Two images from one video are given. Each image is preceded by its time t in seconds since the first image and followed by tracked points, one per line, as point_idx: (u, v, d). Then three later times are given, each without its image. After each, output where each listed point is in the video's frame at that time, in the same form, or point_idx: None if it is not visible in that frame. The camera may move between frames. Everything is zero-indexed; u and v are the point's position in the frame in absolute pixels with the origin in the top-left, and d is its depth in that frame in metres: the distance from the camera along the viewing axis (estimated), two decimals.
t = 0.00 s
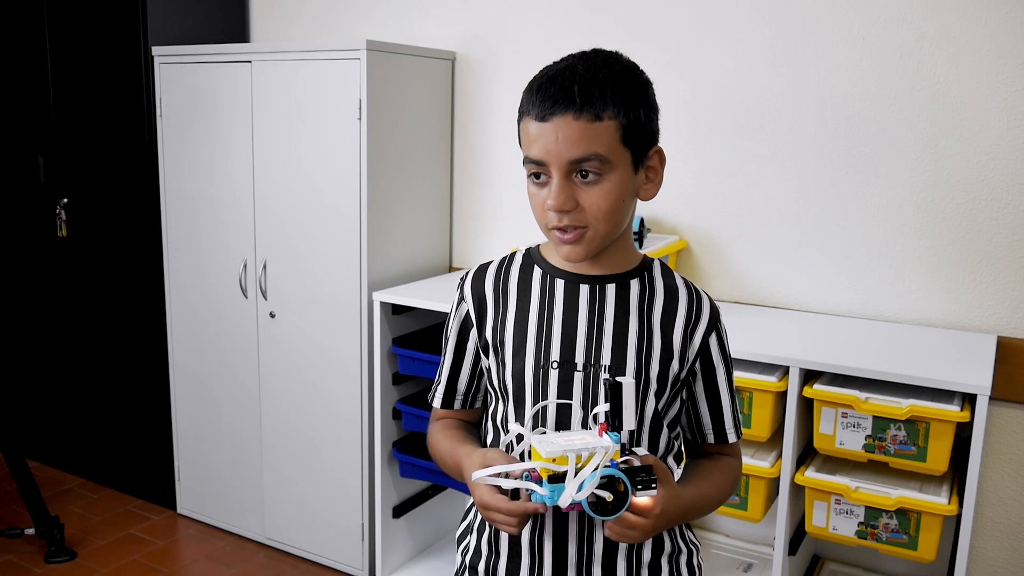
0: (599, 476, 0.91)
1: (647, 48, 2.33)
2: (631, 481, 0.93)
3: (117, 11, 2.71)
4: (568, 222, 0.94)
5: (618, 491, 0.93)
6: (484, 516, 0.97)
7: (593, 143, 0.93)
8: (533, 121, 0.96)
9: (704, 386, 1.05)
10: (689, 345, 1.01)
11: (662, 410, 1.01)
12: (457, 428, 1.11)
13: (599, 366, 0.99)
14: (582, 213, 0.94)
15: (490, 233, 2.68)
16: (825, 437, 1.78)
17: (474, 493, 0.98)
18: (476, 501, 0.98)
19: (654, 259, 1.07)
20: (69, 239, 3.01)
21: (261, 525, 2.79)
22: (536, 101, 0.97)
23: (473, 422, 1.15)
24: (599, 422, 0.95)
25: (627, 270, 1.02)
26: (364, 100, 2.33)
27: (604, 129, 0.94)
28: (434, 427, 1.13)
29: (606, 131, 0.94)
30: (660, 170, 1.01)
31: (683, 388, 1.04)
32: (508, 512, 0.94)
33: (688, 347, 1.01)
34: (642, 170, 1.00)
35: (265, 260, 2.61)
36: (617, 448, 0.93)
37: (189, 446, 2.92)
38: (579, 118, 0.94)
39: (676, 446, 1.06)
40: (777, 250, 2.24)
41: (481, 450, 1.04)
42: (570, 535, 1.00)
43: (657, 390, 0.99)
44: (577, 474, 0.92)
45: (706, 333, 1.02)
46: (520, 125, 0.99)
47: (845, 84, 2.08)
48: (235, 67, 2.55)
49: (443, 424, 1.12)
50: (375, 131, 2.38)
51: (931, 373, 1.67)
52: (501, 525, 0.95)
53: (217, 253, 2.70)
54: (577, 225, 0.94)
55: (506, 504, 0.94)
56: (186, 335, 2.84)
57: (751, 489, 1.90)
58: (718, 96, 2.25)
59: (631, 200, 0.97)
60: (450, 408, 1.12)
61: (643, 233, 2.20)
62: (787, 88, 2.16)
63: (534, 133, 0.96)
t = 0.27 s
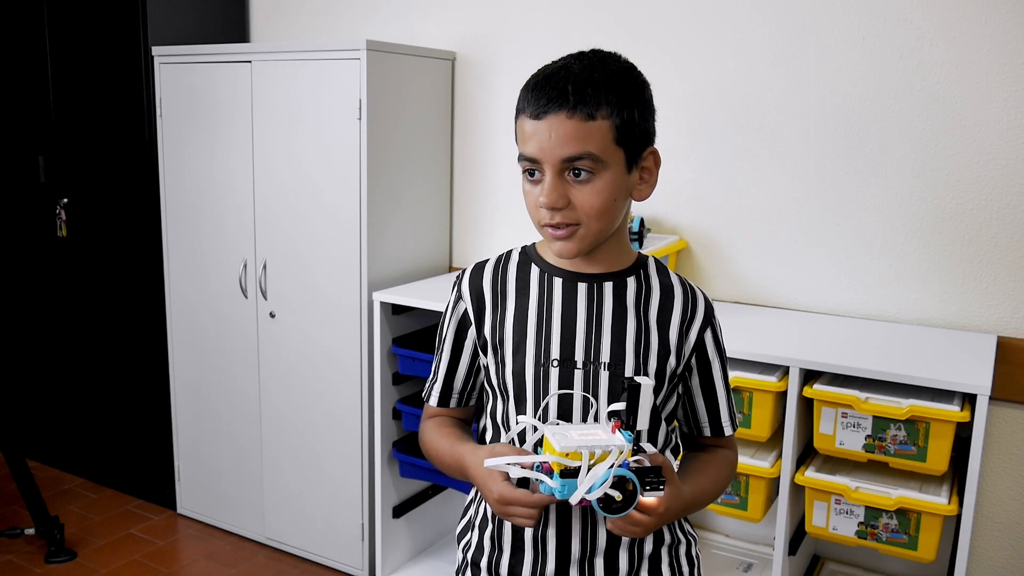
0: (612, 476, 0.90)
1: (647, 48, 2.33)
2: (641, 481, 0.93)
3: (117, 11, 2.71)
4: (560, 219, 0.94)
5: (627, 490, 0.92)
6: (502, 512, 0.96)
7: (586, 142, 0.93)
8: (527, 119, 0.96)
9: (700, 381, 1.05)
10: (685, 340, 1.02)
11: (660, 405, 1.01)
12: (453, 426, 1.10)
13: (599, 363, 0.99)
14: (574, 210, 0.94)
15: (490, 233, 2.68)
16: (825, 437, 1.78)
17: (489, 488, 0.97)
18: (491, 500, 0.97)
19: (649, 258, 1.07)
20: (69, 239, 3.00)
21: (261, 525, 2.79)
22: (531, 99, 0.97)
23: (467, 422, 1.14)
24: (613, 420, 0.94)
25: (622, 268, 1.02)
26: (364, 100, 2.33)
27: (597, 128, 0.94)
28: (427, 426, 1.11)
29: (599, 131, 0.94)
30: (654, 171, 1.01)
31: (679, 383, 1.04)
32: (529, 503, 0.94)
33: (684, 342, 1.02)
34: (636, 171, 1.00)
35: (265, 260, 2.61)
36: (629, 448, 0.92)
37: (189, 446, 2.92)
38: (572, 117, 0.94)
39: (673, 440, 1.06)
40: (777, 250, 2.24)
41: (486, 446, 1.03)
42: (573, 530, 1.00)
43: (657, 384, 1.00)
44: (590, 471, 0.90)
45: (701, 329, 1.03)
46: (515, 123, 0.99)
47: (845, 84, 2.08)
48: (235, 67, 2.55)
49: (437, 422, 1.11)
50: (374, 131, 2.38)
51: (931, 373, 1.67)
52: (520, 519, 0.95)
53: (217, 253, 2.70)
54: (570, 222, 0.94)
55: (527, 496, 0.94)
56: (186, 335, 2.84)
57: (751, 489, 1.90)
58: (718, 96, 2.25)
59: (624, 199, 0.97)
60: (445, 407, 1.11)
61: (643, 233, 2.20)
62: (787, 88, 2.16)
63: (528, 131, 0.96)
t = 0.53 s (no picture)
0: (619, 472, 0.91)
1: (647, 48, 2.33)
2: (647, 478, 0.93)
3: (116, 11, 2.71)
4: (558, 234, 0.94)
5: (633, 487, 0.93)
6: (490, 505, 0.96)
7: (575, 159, 0.93)
8: (517, 137, 0.96)
9: (700, 381, 1.05)
10: (685, 341, 1.02)
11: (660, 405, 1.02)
12: (456, 420, 1.10)
13: (601, 362, 0.99)
14: (571, 226, 0.94)
15: (490, 233, 2.68)
16: (825, 437, 1.78)
17: (484, 479, 0.97)
18: (483, 490, 0.97)
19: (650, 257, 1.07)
20: (69, 239, 3.00)
21: (261, 525, 2.79)
22: (519, 117, 0.97)
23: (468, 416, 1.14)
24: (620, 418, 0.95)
25: (625, 268, 1.02)
26: (364, 100, 2.33)
27: (586, 144, 0.93)
28: (428, 419, 1.11)
29: (587, 146, 0.93)
30: (649, 174, 1.00)
31: (679, 382, 1.04)
32: (520, 498, 0.93)
33: (685, 342, 1.02)
34: (630, 175, 0.99)
35: (265, 260, 2.61)
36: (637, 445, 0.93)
37: (189, 446, 2.92)
38: (559, 135, 0.93)
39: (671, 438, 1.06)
40: (777, 250, 2.24)
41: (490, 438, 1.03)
42: (573, 526, 1.00)
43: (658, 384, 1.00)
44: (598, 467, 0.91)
45: (702, 330, 1.03)
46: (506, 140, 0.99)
47: (845, 84, 2.08)
48: (235, 67, 2.55)
49: (438, 415, 1.11)
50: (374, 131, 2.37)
51: (931, 373, 1.67)
52: (507, 514, 0.95)
53: (217, 252, 2.70)
54: (567, 236, 0.94)
55: (518, 491, 0.94)
56: (186, 335, 2.84)
57: (751, 489, 1.90)
58: (718, 96, 2.25)
59: (620, 207, 0.97)
60: (446, 401, 1.11)
61: (643, 233, 2.20)
62: (787, 88, 2.16)
63: (518, 150, 0.96)
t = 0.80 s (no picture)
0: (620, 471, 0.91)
1: (647, 48, 2.33)
2: (646, 479, 0.93)
3: (116, 11, 2.71)
4: (557, 243, 0.95)
5: (632, 487, 0.92)
6: (492, 501, 0.96)
7: (574, 169, 0.93)
8: (517, 144, 0.96)
9: (701, 380, 1.05)
10: (686, 341, 1.02)
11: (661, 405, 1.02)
12: (455, 413, 1.10)
13: (601, 361, 0.99)
14: (570, 235, 0.94)
15: (490, 233, 2.68)
16: (825, 438, 1.78)
17: (485, 475, 0.97)
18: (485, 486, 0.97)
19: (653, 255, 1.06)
20: (69, 239, 3.00)
21: (261, 525, 2.79)
22: (520, 124, 0.96)
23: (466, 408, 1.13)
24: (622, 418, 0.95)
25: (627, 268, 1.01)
26: (364, 100, 2.33)
27: (585, 154, 0.93)
28: (428, 411, 1.11)
29: (587, 156, 0.93)
30: (651, 181, 1.00)
31: (680, 381, 1.04)
32: (519, 496, 0.93)
33: (686, 343, 1.02)
34: (631, 184, 0.99)
35: (265, 260, 2.61)
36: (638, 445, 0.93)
37: (189, 446, 2.92)
38: (559, 146, 0.93)
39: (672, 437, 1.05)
40: (777, 250, 2.24)
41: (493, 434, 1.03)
42: (573, 522, 1.01)
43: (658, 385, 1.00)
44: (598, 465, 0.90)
45: (703, 330, 1.03)
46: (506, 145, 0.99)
47: (845, 84, 2.09)
48: (235, 67, 2.55)
49: (438, 407, 1.11)
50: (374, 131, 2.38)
51: (931, 373, 1.67)
52: (507, 510, 0.95)
53: (217, 252, 2.70)
54: (566, 245, 0.95)
55: (518, 489, 0.94)
56: (186, 335, 2.84)
57: (751, 489, 1.90)
58: (718, 96, 2.25)
59: (620, 216, 0.97)
60: (445, 394, 1.10)
61: (643, 233, 2.20)
62: (787, 88, 2.16)
63: (518, 158, 0.96)
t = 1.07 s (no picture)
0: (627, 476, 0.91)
1: (647, 48, 2.33)
2: (653, 482, 0.94)
3: (117, 11, 2.71)
4: (564, 232, 0.94)
5: (639, 490, 0.93)
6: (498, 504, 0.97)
7: (595, 159, 0.93)
8: (541, 126, 0.95)
9: (705, 377, 1.05)
10: (691, 338, 1.02)
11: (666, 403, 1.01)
12: (455, 411, 1.10)
13: (605, 359, 0.99)
14: (578, 225, 0.94)
15: (490, 233, 2.68)
16: (825, 437, 1.78)
17: (489, 479, 0.97)
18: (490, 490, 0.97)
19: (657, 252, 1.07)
20: (69, 239, 3.00)
21: (261, 525, 2.79)
22: (547, 106, 0.96)
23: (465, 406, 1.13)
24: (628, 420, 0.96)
25: (631, 264, 1.01)
26: (364, 100, 2.33)
27: (609, 146, 0.93)
28: (426, 408, 1.11)
29: (609, 148, 0.93)
30: (665, 186, 1.00)
31: (684, 378, 1.04)
32: (521, 503, 0.94)
33: (691, 339, 1.02)
34: (646, 186, 0.99)
35: (265, 260, 2.61)
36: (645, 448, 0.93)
37: (189, 446, 2.92)
38: (584, 133, 0.93)
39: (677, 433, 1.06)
40: (778, 250, 2.24)
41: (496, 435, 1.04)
42: (577, 521, 1.00)
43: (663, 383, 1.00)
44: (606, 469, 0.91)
45: (708, 327, 1.03)
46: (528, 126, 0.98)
47: (845, 84, 2.09)
48: (235, 67, 2.55)
49: (436, 405, 1.10)
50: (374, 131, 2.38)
51: (931, 373, 1.67)
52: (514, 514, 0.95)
53: (217, 252, 2.70)
54: (573, 235, 0.94)
55: (521, 496, 0.94)
56: (186, 335, 2.84)
57: (751, 489, 1.90)
58: (718, 96, 2.25)
59: (630, 214, 0.97)
60: (446, 391, 1.11)
61: (643, 233, 2.20)
62: (787, 88, 2.16)
63: (540, 138, 0.95)
